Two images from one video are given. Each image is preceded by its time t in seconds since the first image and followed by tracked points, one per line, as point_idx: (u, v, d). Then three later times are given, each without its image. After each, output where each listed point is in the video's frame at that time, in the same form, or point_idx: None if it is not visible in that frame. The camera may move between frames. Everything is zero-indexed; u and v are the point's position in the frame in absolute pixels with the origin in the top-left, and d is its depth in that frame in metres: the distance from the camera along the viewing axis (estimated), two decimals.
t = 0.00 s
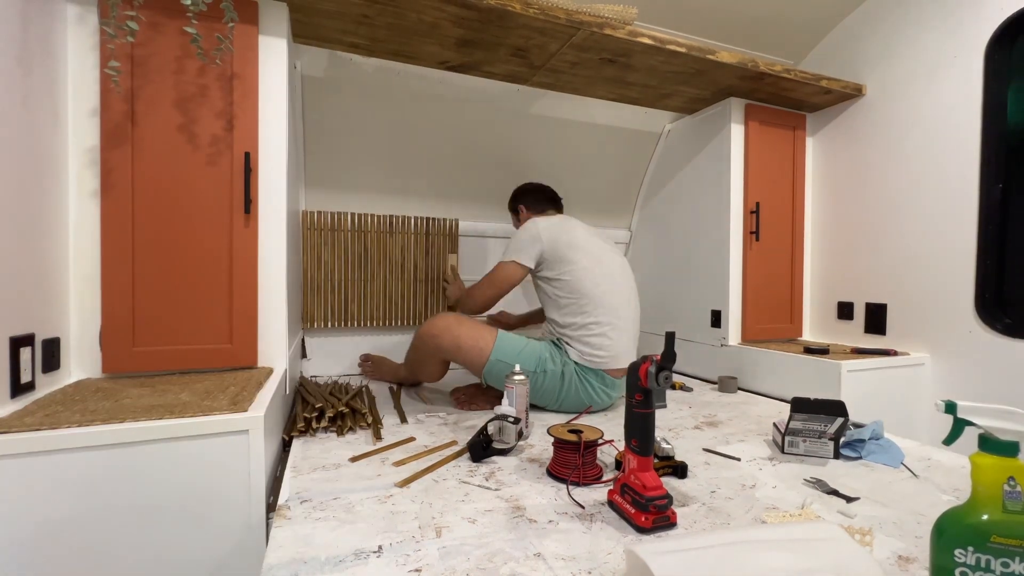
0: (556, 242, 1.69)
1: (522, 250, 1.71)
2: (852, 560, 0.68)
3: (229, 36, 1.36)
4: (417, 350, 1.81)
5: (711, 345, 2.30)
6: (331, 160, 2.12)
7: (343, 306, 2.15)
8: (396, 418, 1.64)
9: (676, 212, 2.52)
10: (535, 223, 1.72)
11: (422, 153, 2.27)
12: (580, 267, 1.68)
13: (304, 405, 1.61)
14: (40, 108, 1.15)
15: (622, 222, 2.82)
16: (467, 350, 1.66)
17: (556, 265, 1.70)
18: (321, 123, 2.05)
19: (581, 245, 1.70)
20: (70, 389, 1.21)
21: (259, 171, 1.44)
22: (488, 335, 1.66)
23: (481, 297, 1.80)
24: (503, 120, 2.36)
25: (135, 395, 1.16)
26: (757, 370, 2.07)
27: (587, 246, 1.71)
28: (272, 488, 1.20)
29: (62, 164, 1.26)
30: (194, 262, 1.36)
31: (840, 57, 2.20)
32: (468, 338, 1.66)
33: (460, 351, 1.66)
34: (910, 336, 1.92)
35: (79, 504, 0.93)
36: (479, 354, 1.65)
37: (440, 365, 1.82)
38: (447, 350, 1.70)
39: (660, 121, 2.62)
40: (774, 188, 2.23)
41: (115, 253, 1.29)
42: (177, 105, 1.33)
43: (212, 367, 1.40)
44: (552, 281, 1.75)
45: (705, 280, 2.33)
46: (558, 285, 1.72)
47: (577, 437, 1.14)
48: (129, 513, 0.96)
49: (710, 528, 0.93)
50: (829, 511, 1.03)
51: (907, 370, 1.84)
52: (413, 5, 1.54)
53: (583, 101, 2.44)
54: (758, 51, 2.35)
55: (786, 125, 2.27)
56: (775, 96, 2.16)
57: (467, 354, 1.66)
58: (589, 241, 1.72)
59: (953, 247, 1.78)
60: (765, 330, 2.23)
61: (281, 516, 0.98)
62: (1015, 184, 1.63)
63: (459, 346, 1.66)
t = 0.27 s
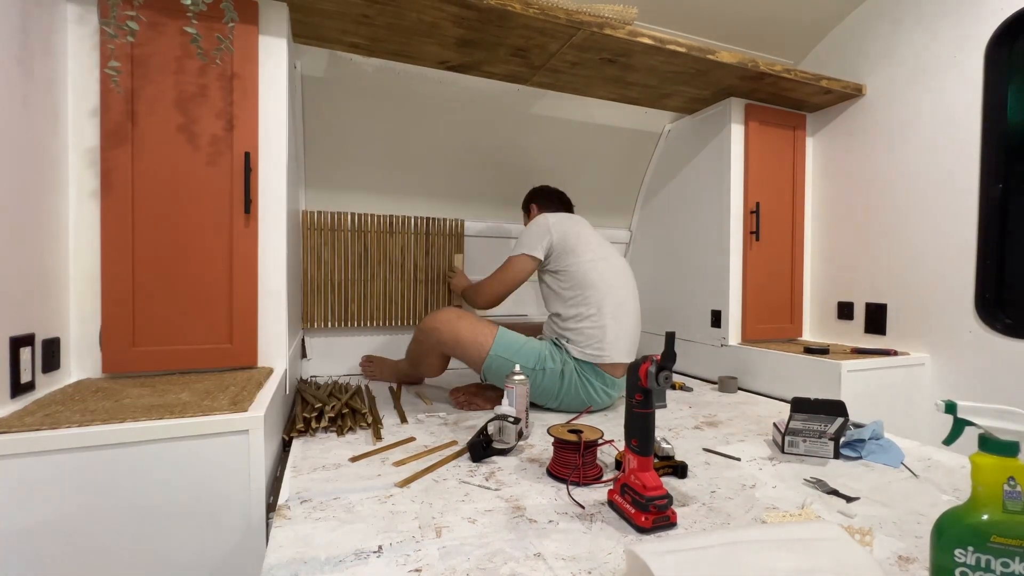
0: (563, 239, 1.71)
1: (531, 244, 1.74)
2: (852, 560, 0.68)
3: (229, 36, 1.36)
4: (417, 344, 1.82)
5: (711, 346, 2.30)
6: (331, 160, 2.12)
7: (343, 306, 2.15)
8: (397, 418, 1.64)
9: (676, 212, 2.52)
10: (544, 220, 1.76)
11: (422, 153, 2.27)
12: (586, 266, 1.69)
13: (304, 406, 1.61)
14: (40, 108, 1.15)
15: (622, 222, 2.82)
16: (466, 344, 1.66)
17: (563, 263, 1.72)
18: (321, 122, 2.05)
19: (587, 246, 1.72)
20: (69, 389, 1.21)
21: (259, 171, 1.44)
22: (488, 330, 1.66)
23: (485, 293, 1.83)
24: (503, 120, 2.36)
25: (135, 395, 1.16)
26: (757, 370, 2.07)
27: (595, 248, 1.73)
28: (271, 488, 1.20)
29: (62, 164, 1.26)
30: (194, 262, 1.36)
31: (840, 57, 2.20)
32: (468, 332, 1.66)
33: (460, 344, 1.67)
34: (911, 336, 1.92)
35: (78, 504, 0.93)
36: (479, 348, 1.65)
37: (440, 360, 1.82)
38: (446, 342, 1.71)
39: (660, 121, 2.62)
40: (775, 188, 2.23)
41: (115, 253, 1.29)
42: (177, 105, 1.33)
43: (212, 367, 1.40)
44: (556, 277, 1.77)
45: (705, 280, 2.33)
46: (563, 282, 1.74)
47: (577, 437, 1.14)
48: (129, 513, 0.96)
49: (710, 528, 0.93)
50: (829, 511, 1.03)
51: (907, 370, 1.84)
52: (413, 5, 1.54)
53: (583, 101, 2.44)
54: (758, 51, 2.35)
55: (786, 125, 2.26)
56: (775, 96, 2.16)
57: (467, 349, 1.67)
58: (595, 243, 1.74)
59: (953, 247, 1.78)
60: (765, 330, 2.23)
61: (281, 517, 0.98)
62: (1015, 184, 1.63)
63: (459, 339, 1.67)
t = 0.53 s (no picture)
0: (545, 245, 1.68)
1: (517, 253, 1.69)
2: (852, 560, 0.68)
3: (229, 36, 1.36)
4: (414, 343, 1.82)
5: (711, 345, 2.30)
6: (331, 160, 2.12)
7: (343, 306, 2.14)
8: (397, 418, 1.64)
9: (676, 212, 2.52)
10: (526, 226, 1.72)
11: (422, 153, 2.27)
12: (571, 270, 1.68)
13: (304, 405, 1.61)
14: (40, 108, 1.15)
15: (622, 222, 2.82)
16: (461, 343, 1.66)
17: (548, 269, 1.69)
18: (321, 123, 2.05)
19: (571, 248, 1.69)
20: (69, 389, 1.21)
21: (259, 172, 1.44)
22: (484, 328, 1.66)
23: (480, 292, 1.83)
24: (503, 120, 2.36)
25: (135, 395, 1.16)
26: (757, 370, 2.07)
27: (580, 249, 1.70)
28: (271, 488, 1.20)
29: (62, 164, 1.26)
30: (194, 262, 1.36)
31: (840, 57, 2.19)
32: (463, 331, 1.66)
33: (455, 343, 1.67)
34: (911, 336, 1.92)
35: (78, 504, 0.93)
36: (475, 346, 1.65)
37: (436, 359, 1.83)
38: (441, 340, 1.71)
39: (660, 121, 2.62)
40: (775, 188, 2.23)
41: (114, 253, 1.29)
42: (177, 105, 1.33)
43: (212, 367, 1.40)
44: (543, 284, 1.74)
45: (705, 279, 2.33)
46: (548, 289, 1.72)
47: (577, 436, 1.14)
48: (128, 513, 0.96)
49: (709, 528, 0.93)
50: (829, 511, 1.03)
51: (907, 370, 1.84)
52: (413, 5, 1.54)
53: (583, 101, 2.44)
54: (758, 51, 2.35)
55: (786, 125, 2.26)
56: (775, 96, 2.16)
57: (463, 347, 1.67)
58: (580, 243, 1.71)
59: (954, 247, 1.78)
60: (765, 330, 2.23)
61: (281, 516, 0.98)
62: (1015, 184, 1.63)
63: (454, 338, 1.67)
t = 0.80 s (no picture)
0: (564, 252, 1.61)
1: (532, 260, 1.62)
2: (852, 560, 0.68)
3: (229, 36, 1.36)
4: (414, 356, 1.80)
5: (711, 345, 2.30)
6: (331, 160, 2.12)
7: (343, 306, 2.14)
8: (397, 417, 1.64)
9: (677, 212, 2.52)
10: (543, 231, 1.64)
11: (422, 153, 2.27)
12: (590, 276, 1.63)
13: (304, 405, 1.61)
14: (40, 108, 1.15)
15: (622, 222, 2.82)
16: (465, 356, 1.65)
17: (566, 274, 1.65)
18: (321, 123, 2.06)
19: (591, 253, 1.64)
20: (69, 389, 1.21)
21: (259, 171, 1.44)
22: (487, 343, 1.65)
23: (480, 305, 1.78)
24: (503, 119, 2.36)
25: (135, 395, 1.16)
26: (757, 370, 2.07)
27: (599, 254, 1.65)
28: (271, 488, 1.20)
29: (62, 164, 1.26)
30: (194, 261, 1.36)
31: (840, 57, 2.19)
32: (466, 346, 1.65)
33: (457, 358, 1.66)
34: (911, 336, 1.92)
35: (78, 504, 0.93)
36: (479, 360, 1.64)
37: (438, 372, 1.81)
38: (443, 357, 1.69)
39: (660, 121, 2.62)
40: (775, 188, 2.23)
41: (114, 253, 1.29)
42: (177, 105, 1.33)
43: (212, 367, 1.40)
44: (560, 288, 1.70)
45: (705, 279, 2.33)
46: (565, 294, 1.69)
47: (577, 436, 1.14)
48: (128, 513, 0.96)
49: (709, 528, 0.93)
50: (829, 511, 1.03)
51: (907, 370, 1.84)
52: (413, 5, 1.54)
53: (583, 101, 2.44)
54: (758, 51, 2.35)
55: (786, 125, 2.26)
56: (775, 96, 2.16)
57: (466, 361, 1.66)
58: (600, 248, 1.65)
59: (954, 247, 1.78)
60: (765, 330, 2.23)
61: (281, 516, 0.98)
62: (1014, 183, 1.63)
63: (456, 354, 1.65)
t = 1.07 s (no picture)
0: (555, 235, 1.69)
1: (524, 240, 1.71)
2: (853, 560, 0.68)
3: (229, 36, 1.36)
4: (417, 342, 1.81)
5: (711, 346, 2.30)
6: (332, 160, 2.12)
7: (343, 306, 2.14)
8: (397, 417, 1.64)
9: (676, 212, 2.52)
10: (536, 215, 1.73)
11: (422, 153, 2.27)
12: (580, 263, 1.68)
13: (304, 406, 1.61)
14: (40, 107, 1.15)
15: (622, 222, 2.82)
16: (466, 340, 1.66)
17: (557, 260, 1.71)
18: (321, 123, 2.06)
19: (582, 241, 1.69)
20: (69, 389, 1.21)
21: (259, 172, 1.44)
22: (485, 327, 1.66)
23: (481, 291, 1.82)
24: (503, 119, 2.36)
25: (135, 395, 1.16)
26: (757, 370, 2.07)
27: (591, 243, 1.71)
28: (271, 488, 1.20)
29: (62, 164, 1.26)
30: (193, 261, 1.36)
31: (840, 57, 2.19)
32: (468, 330, 1.67)
33: (458, 341, 1.67)
34: (911, 336, 1.92)
35: (78, 505, 0.93)
36: (476, 345, 1.65)
37: (439, 359, 1.82)
38: (446, 339, 1.70)
39: (660, 121, 2.62)
40: (774, 188, 2.23)
41: (114, 253, 1.29)
42: (177, 105, 1.33)
43: (212, 367, 1.40)
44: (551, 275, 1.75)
45: (705, 279, 2.33)
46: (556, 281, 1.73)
47: (577, 436, 1.14)
48: (128, 513, 0.96)
49: (709, 528, 0.93)
50: (829, 511, 1.03)
51: (908, 370, 1.84)
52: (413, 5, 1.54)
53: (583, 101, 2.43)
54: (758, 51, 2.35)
55: (786, 125, 2.26)
56: (775, 96, 2.16)
57: (464, 347, 1.67)
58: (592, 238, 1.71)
59: (954, 247, 1.78)
60: (765, 330, 2.23)
61: (281, 516, 0.98)
62: (1014, 184, 1.63)
63: (458, 337, 1.67)
